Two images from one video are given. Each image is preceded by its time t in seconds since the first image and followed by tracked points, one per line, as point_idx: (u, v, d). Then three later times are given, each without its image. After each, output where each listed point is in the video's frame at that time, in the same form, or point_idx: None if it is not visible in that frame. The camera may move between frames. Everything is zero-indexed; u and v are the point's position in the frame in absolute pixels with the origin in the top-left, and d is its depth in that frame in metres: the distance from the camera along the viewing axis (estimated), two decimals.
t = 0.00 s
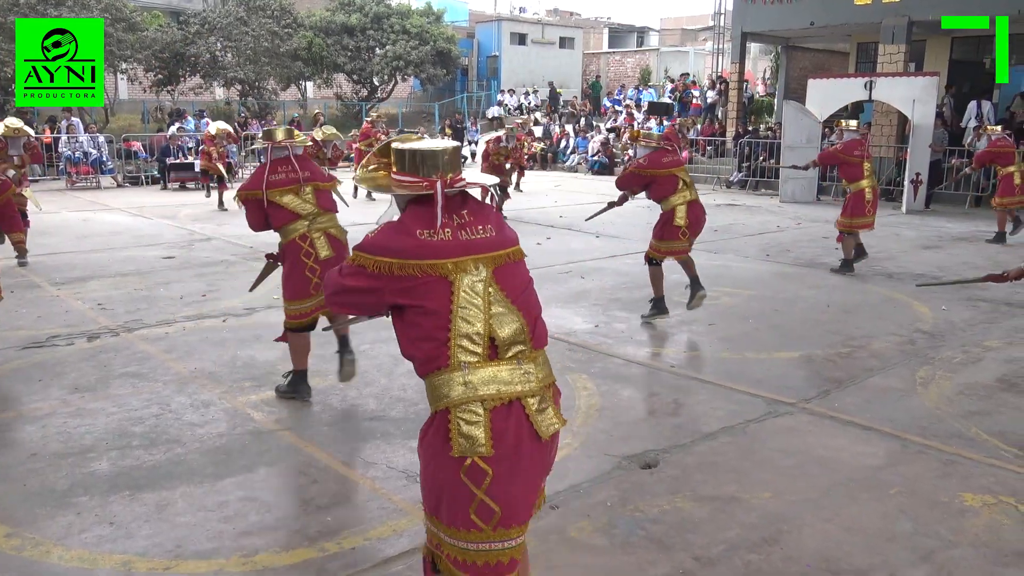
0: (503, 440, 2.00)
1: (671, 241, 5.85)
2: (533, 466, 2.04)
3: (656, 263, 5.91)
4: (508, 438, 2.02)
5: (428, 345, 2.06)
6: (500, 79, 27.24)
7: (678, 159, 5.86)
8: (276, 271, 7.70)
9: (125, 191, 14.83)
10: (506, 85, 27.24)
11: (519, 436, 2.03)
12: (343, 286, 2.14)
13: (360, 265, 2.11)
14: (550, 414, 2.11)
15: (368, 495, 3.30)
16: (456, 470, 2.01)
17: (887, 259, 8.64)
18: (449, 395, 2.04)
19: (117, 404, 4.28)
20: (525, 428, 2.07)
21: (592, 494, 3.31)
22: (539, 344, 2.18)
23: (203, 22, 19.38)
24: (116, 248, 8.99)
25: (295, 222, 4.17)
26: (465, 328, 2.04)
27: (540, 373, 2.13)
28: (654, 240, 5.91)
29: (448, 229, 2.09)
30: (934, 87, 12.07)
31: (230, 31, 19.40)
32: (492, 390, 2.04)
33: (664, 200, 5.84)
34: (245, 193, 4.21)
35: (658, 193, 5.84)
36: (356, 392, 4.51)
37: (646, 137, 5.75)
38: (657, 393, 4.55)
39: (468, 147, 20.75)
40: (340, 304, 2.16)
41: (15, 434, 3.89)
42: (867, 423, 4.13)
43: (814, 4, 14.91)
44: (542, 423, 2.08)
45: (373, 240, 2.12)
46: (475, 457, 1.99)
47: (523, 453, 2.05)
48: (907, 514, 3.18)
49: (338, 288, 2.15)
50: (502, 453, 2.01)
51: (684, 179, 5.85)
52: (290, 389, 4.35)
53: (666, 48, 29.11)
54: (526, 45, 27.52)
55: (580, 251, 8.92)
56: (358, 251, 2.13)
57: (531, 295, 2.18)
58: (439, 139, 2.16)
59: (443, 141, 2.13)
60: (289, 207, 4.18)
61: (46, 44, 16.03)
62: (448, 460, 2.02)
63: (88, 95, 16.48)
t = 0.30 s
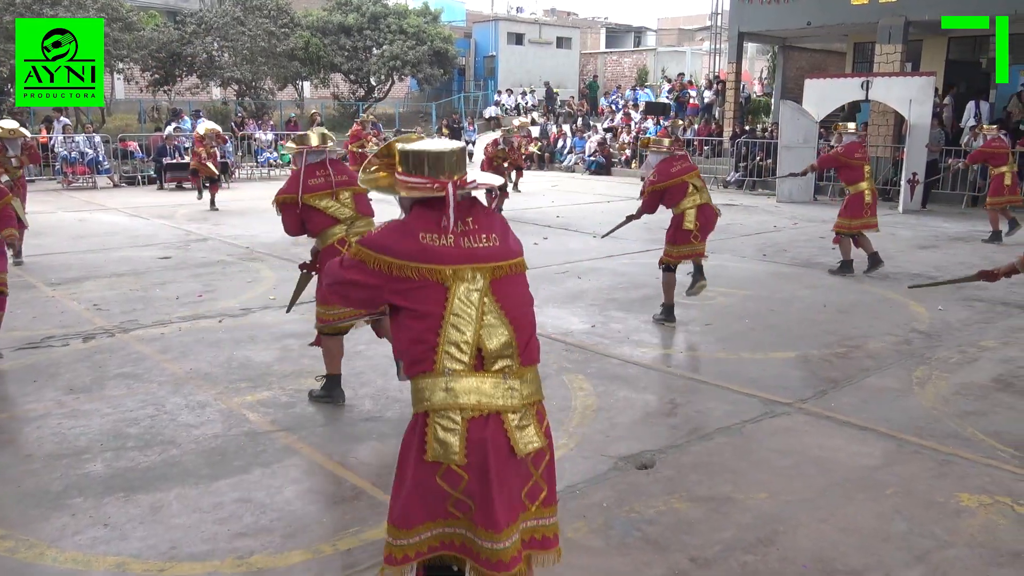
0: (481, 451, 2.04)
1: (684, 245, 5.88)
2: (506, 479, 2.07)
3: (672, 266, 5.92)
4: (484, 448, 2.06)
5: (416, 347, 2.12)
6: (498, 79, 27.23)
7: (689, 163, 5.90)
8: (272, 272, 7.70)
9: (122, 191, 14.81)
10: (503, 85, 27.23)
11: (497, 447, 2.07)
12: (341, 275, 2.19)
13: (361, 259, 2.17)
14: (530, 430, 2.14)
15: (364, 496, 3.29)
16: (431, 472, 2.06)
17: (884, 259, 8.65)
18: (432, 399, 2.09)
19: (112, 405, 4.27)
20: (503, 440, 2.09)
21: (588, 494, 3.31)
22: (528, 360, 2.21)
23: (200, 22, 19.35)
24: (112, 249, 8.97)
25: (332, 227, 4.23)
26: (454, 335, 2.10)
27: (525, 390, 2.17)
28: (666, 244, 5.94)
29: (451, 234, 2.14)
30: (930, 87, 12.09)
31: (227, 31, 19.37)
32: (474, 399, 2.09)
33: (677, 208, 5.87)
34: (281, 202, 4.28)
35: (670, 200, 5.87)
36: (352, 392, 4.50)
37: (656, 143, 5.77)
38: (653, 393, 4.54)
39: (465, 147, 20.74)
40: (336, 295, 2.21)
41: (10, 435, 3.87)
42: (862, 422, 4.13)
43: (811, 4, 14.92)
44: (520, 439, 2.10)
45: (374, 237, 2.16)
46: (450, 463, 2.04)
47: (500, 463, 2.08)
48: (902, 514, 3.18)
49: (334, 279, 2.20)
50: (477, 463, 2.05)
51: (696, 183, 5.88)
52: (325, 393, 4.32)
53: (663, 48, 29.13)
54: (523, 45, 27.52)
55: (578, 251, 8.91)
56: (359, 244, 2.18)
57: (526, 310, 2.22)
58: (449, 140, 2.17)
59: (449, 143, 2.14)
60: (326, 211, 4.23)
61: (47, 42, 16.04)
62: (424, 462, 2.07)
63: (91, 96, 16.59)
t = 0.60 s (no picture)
0: (484, 476, 2.01)
1: (694, 254, 5.90)
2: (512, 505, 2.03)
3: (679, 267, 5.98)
4: (489, 474, 2.02)
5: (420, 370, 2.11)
6: (495, 79, 27.20)
7: (714, 176, 5.91)
8: (269, 272, 7.67)
9: (118, 191, 14.77)
10: (501, 85, 27.21)
11: (501, 472, 2.03)
12: (353, 300, 2.24)
13: (367, 283, 2.21)
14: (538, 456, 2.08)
15: (361, 499, 3.27)
16: (435, 498, 2.03)
17: (881, 260, 8.65)
18: (436, 425, 2.07)
19: (108, 406, 4.25)
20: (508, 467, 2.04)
21: (586, 497, 3.29)
22: (535, 384, 2.17)
23: (196, 20, 19.28)
24: (108, 248, 8.93)
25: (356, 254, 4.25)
26: (455, 360, 2.08)
27: (531, 414, 2.13)
28: (678, 248, 5.96)
29: (449, 257, 2.13)
30: (927, 87, 12.11)
31: (224, 30, 19.32)
32: (477, 424, 2.05)
33: (695, 217, 5.87)
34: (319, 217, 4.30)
35: (691, 209, 5.89)
36: (349, 394, 4.48)
37: (680, 151, 5.81)
38: (651, 394, 4.53)
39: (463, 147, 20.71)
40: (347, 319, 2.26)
41: (4, 437, 3.84)
42: (860, 423, 4.12)
43: (808, 4, 14.92)
44: (526, 465, 2.05)
45: (380, 261, 2.19)
46: (454, 488, 2.01)
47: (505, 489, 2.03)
48: (902, 516, 3.16)
49: (347, 304, 2.25)
50: (482, 488, 2.01)
51: (717, 196, 5.89)
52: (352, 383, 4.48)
53: (661, 48, 29.10)
54: (520, 45, 27.49)
55: (575, 251, 8.89)
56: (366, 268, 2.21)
57: (530, 333, 2.19)
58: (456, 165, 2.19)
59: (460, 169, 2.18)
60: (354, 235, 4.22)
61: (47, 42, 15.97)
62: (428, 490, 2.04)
63: (91, 96, 16.71)
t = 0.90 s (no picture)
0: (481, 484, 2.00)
1: (733, 257, 5.74)
2: (506, 514, 2.03)
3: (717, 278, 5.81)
4: (484, 482, 2.02)
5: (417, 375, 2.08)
6: (492, 79, 27.17)
7: (731, 174, 5.83)
8: (266, 272, 7.64)
9: (114, 191, 14.71)
10: (498, 85, 27.18)
11: (498, 481, 2.03)
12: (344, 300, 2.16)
13: (362, 281, 2.13)
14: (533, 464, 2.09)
15: (360, 502, 3.24)
16: (431, 508, 2.02)
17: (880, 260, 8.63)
18: (433, 430, 2.06)
19: (105, 408, 4.21)
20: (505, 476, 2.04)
21: (588, 500, 3.27)
22: (532, 389, 2.17)
23: (193, 20, 19.22)
24: (104, 249, 8.88)
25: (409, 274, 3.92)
26: (454, 365, 2.06)
27: (528, 420, 2.12)
28: (716, 257, 5.78)
29: (450, 258, 2.09)
30: (925, 88, 12.11)
31: (221, 30, 19.23)
32: (475, 431, 2.04)
33: (725, 220, 5.75)
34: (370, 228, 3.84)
35: (716, 212, 5.77)
36: (348, 395, 4.45)
37: (699, 150, 5.65)
38: (652, 396, 4.50)
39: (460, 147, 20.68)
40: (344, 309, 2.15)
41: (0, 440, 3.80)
42: (863, 425, 4.10)
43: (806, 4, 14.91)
44: (522, 472, 2.06)
45: (376, 260, 2.13)
46: (450, 498, 2.00)
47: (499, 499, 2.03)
48: (906, 520, 3.14)
49: (340, 301, 2.16)
50: (478, 498, 2.01)
51: (738, 196, 5.80)
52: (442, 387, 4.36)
53: (658, 48, 29.08)
54: (518, 44, 27.46)
55: (574, 251, 8.86)
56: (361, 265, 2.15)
57: (528, 337, 2.17)
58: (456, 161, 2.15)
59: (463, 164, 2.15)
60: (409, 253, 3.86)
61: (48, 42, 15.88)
62: (423, 498, 2.04)
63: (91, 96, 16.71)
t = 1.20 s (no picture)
0: (486, 443, 2.02)
1: (743, 242, 5.84)
2: (510, 470, 2.05)
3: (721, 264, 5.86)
4: (489, 440, 2.03)
5: (420, 341, 2.08)
6: (489, 79, 27.13)
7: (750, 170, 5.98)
8: (263, 273, 7.62)
9: (111, 191, 14.66)
10: (495, 85, 27.16)
11: (500, 441, 2.05)
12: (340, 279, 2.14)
13: (360, 257, 2.13)
14: (534, 424, 2.12)
15: (360, 505, 3.22)
16: (432, 463, 2.03)
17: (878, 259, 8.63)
18: (436, 390, 2.06)
19: (101, 410, 4.18)
20: (507, 434, 2.07)
21: (590, 502, 3.25)
22: (532, 354, 2.20)
23: (189, 20, 19.16)
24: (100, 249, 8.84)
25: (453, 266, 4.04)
26: (460, 325, 2.07)
27: (530, 382, 2.15)
28: (724, 242, 5.85)
29: (451, 226, 2.13)
30: (922, 87, 12.11)
31: (217, 29, 19.17)
32: (480, 390, 2.06)
33: (738, 210, 5.85)
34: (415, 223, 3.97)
35: (731, 202, 5.89)
36: (347, 397, 4.42)
37: (712, 146, 5.95)
38: (652, 397, 4.47)
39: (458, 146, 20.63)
40: (338, 303, 2.17)
41: None
42: (864, 427, 4.08)
43: (803, 4, 14.90)
44: (525, 432, 2.08)
45: (374, 235, 2.14)
46: (454, 453, 2.01)
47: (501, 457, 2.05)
48: (910, 522, 3.12)
49: (337, 280, 2.15)
50: (481, 457, 2.02)
51: (757, 188, 5.91)
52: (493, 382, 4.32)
53: (654, 48, 29.05)
54: (514, 44, 27.43)
55: (572, 251, 8.84)
56: (359, 242, 2.15)
57: (527, 303, 2.21)
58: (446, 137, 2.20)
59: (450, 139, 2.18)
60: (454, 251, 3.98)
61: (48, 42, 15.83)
62: (425, 453, 2.04)
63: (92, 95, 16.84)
